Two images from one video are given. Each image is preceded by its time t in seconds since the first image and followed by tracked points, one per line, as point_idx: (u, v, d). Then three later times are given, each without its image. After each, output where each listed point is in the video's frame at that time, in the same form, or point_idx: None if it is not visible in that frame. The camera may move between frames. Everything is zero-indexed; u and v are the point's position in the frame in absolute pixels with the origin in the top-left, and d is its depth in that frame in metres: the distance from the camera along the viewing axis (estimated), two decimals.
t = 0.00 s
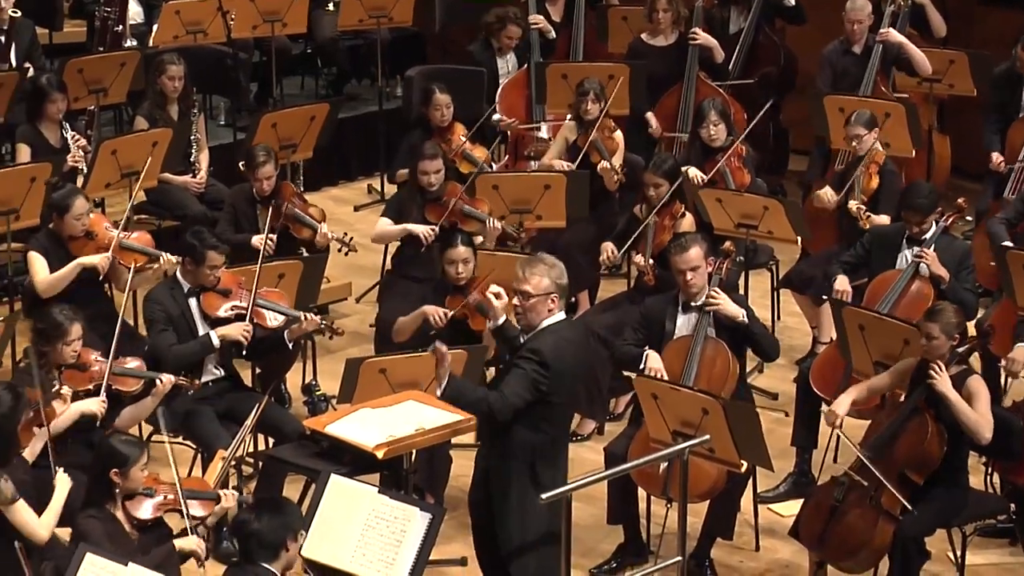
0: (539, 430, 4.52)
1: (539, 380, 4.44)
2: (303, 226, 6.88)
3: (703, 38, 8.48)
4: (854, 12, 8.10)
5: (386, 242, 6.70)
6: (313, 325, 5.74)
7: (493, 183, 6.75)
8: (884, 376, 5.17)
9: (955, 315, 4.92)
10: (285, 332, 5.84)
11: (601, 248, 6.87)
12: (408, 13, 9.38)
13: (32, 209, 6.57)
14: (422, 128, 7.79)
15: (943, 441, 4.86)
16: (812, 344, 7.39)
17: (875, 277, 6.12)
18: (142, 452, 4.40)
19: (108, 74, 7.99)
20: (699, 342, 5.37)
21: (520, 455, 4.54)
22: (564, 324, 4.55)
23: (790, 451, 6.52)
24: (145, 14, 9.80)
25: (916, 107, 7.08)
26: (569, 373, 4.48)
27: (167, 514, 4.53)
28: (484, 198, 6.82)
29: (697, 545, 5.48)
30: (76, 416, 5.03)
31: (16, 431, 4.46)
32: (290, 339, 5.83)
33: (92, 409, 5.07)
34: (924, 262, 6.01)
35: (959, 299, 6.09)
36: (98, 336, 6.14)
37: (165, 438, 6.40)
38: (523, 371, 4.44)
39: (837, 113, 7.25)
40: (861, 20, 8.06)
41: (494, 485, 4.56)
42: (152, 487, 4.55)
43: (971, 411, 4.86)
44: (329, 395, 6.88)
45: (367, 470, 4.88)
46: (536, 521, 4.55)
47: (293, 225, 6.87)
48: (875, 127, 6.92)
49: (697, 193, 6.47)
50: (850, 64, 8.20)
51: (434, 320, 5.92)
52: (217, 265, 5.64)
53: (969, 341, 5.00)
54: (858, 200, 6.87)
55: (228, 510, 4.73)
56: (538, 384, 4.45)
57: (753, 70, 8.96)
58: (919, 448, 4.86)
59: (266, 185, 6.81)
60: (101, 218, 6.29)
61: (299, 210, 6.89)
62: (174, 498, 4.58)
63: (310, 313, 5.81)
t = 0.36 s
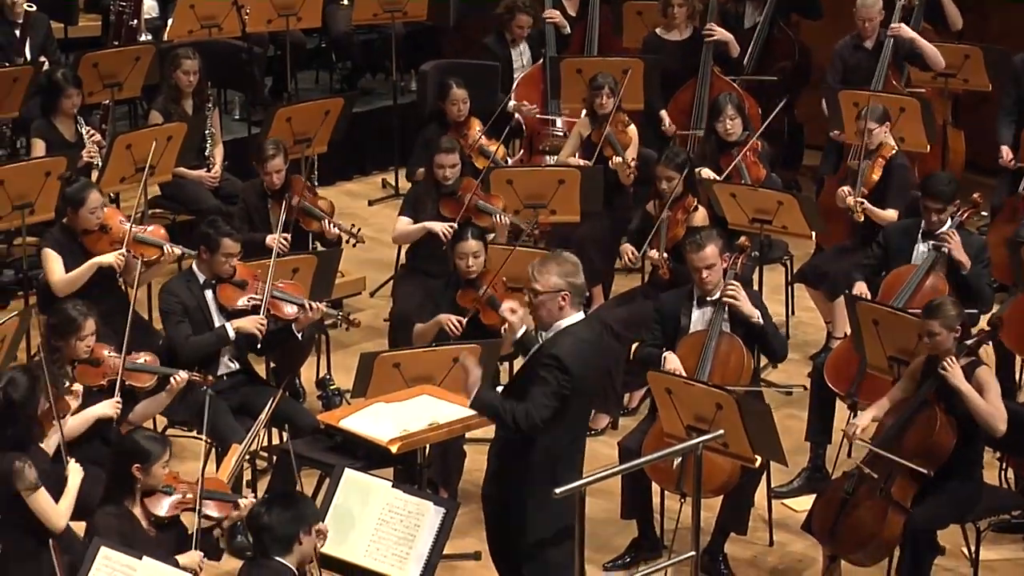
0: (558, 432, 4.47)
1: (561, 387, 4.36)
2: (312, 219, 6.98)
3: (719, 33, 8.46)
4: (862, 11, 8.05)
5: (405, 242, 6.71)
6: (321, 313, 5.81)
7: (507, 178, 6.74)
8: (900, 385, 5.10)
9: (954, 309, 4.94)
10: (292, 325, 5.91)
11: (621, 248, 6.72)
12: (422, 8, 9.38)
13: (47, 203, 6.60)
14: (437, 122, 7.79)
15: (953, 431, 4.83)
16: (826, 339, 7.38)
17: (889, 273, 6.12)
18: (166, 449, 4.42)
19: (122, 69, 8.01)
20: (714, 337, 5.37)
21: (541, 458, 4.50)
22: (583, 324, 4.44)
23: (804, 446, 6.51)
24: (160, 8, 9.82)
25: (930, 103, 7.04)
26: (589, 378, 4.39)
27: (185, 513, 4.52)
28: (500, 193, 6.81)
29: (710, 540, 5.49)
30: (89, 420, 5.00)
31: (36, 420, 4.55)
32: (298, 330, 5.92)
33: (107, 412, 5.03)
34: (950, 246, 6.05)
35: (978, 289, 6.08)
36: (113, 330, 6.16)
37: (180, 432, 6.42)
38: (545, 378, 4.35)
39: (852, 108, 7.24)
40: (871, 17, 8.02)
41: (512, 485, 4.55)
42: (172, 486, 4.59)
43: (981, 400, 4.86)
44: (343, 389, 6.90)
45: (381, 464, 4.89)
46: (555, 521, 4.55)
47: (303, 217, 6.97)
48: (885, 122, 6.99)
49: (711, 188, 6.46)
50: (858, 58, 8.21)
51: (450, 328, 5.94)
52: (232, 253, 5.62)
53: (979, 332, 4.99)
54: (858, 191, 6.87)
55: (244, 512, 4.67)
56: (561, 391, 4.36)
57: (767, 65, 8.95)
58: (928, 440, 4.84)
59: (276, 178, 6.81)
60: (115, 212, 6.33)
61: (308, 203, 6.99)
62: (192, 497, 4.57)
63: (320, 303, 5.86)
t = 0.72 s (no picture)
0: (573, 429, 4.45)
1: (569, 384, 4.33)
2: (324, 211, 6.98)
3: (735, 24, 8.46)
4: (871, 4, 8.12)
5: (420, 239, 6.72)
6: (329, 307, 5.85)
7: (521, 172, 6.75)
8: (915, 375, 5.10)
9: (973, 300, 4.94)
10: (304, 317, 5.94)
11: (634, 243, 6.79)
12: (436, 2, 9.38)
13: (62, 197, 6.61)
14: (452, 117, 7.79)
15: (966, 424, 4.83)
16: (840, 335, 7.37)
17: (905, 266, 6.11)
18: (183, 443, 4.46)
19: (137, 63, 8.03)
20: (728, 332, 5.36)
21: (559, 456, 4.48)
22: (593, 318, 4.42)
23: (818, 441, 6.51)
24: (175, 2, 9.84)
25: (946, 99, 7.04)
26: (598, 374, 4.36)
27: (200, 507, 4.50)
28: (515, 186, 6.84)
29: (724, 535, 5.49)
30: (97, 419, 5.02)
31: (51, 408, 4.48)
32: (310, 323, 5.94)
33: (117, 411, 5.05)
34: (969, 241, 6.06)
35: (993, 285, 6.09)
36: (127, 324, 6.17)
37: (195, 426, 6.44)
38: (553, 374, 4.33)
39: (867, 102, 7.23)
40: (879, 11, 8.09)
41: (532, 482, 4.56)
42: (187, 479, 4.56)
43: (996, 395, 4.86)
44: (357, 383, 6.91)
45: (394, 458, 4.90)
46: (576, 519, 4.53)
47: (314, 210, 6.96)
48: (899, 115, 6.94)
49: (726, 182, 6.46)
50: (869, 53, 8.21)
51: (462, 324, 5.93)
52: (239, 246, 5.64)
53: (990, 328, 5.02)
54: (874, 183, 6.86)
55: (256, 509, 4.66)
56: (570, 388, 4.34)
57: (781, 59, 8.93)
58: (939, 434, 4.84)
59: (286, 171, 6.82)
60: (130, 207, 6.32)
61: (320, 195, 6.98)
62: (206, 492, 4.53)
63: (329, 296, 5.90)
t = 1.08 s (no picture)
0: (582, 423, 4.45)
1: (578, 377, 4.33)
2: (337, 205, 6.97)
3: (746, 23, 8.45)
4: (882, 2, 8.10)
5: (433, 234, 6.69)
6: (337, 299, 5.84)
7: (536, 167, 6.76)
8: (930, 373, 5.09)
9: (985, 295, 4.94)
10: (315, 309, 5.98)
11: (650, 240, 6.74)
12: None
13: (77, 190, 6.64)
14: (466, 112, 7.80)
15: (980, 418, 4.81)
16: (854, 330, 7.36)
17: (918, 262, 6.07)
18: (197, 436, 4.49)
19: (152, 57, 8.05)
20: (742, 327, 5.37)
21: (571, 451, 4.48)
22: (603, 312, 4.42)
23: (832, 436, 6.50)
24: None
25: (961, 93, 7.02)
26: (608, 367, 4.36)
27: (214, 499, 4.52)
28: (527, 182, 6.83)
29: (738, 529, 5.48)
30: (116, 412, 5.03)
31: (66, 393, 4.51)
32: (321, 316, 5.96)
33: (133, 405, 5.06)
34: (963, 258, 5.91)
35: (1006, 281, 6.08)
36: (142, 318, 6.19)
37: (209, 420, 6.46)
38: (563, 368, 4.33)
39: (881, 97, 7.21)
40: (891, 9, 8.06)
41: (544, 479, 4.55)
42: (202, 471, 4.60)
43: (1011, 390, 4.84)
44: (371, 377, 6.92)
45: (408, 453, 4.90)
46: (588, 514, 4.53)
47: (327, 204, 6.96)
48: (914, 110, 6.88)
49: (739, 177, 6.45)
50: (883, 47, 8.19)
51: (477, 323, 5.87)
52: (247, 242, 5.70)
53: (1005, 323, 4.99)
54: (891, 178, 6.83)
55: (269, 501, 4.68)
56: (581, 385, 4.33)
57: (796, 54, 8.93)
58: (954, 430, 4.82)
59: (301, 166, 6.82)
60: (144, 201, 6.34)
61: (333, 189, 6.98)
62: (221, 485, 4.56)
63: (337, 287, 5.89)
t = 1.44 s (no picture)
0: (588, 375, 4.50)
1: (586, 314, 4.39)
2: (352, 203, 7.00)
3: (764, 19, 8.37)
4: None
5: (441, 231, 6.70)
6: (352, 287, 5.88)
7: (551, 161, 6.75)
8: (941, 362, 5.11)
9: (1005, 291, 4.93)
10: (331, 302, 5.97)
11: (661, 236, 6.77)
12: None
13: (92, 184, 6.65)
14: (480, 106, 7.80)
15: (995, 415, 4.81)
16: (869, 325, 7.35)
17: (932, 258, 6.05)
18: (211, 428, 4.47)
19: (167, 51, 8.07)
20: (757, 322, 5.36)
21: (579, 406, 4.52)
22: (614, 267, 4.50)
23: (847, 431, 6.49)
24: None
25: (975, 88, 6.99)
26: (615, 310, 4.44)
27: (228, 492, 4.55)
28: (543, 177, 6.82)
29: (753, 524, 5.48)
30: (128, 408, 5.02)
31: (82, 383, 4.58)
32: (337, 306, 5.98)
33: (146, 401, 5.05)
34: (975, 254, 5.87)
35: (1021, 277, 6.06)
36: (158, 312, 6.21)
37: (223, 414, 6.48)
38: (571, 305, 4.39)
39: (897, 92, 7.18)
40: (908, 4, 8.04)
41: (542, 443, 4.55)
42: (215, 465, 4.62)
43: None
44: (385, 372, 6.93)
45: (422, 448, 4.91)
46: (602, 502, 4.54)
47: (343, 200, 6.99)
48: (932, 105, 6.91)
49: (755, 172, 6.44)
50: (899, 42, 8.16)
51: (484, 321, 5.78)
52: (263, 231, 5.69)
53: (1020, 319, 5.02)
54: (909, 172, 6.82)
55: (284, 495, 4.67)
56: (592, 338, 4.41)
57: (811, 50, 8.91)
58: (968, 425, 4.83)
59: (317, 161, 6.83)
60: (159, 195, 6.35)
61: (349, 187, 7.00)
62: (234, 478, 4.59)
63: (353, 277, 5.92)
